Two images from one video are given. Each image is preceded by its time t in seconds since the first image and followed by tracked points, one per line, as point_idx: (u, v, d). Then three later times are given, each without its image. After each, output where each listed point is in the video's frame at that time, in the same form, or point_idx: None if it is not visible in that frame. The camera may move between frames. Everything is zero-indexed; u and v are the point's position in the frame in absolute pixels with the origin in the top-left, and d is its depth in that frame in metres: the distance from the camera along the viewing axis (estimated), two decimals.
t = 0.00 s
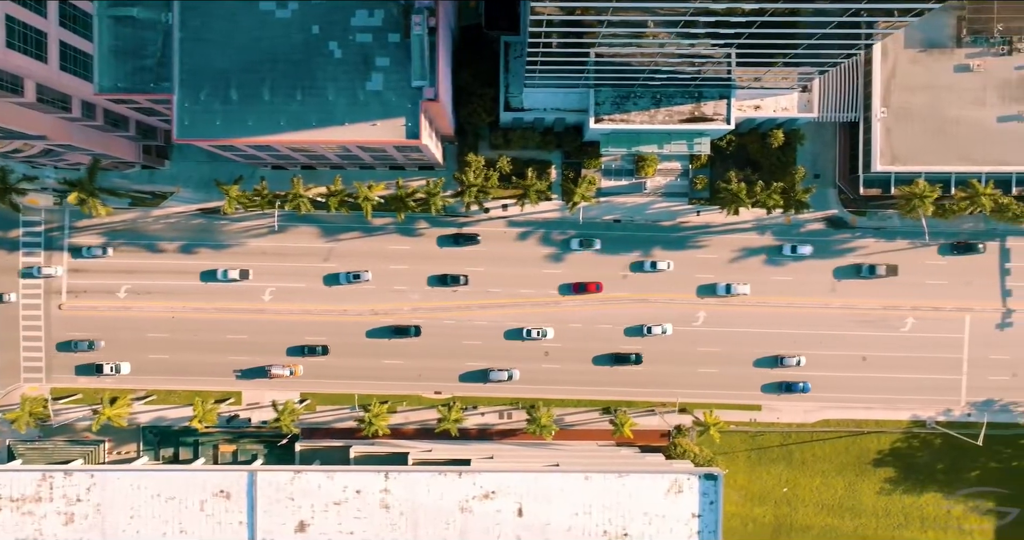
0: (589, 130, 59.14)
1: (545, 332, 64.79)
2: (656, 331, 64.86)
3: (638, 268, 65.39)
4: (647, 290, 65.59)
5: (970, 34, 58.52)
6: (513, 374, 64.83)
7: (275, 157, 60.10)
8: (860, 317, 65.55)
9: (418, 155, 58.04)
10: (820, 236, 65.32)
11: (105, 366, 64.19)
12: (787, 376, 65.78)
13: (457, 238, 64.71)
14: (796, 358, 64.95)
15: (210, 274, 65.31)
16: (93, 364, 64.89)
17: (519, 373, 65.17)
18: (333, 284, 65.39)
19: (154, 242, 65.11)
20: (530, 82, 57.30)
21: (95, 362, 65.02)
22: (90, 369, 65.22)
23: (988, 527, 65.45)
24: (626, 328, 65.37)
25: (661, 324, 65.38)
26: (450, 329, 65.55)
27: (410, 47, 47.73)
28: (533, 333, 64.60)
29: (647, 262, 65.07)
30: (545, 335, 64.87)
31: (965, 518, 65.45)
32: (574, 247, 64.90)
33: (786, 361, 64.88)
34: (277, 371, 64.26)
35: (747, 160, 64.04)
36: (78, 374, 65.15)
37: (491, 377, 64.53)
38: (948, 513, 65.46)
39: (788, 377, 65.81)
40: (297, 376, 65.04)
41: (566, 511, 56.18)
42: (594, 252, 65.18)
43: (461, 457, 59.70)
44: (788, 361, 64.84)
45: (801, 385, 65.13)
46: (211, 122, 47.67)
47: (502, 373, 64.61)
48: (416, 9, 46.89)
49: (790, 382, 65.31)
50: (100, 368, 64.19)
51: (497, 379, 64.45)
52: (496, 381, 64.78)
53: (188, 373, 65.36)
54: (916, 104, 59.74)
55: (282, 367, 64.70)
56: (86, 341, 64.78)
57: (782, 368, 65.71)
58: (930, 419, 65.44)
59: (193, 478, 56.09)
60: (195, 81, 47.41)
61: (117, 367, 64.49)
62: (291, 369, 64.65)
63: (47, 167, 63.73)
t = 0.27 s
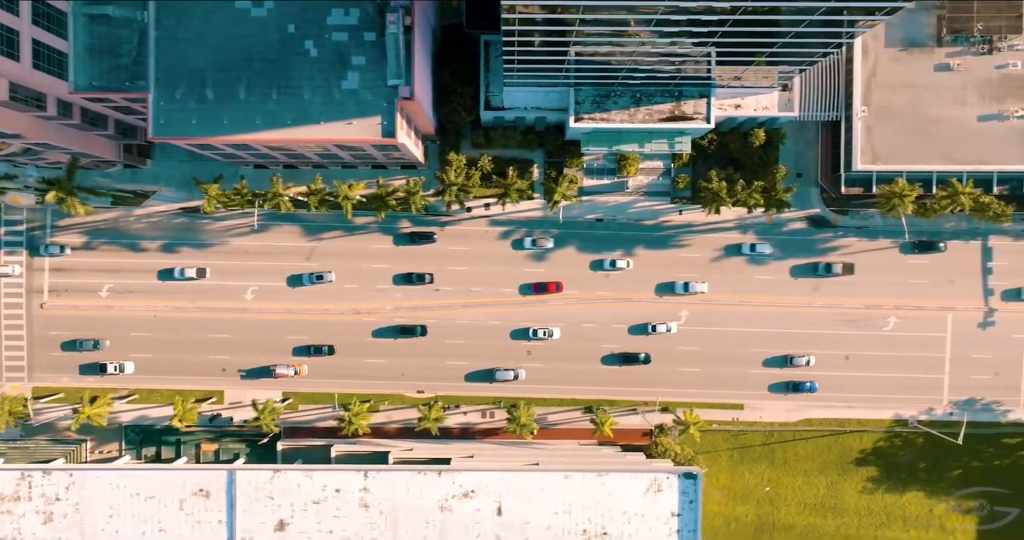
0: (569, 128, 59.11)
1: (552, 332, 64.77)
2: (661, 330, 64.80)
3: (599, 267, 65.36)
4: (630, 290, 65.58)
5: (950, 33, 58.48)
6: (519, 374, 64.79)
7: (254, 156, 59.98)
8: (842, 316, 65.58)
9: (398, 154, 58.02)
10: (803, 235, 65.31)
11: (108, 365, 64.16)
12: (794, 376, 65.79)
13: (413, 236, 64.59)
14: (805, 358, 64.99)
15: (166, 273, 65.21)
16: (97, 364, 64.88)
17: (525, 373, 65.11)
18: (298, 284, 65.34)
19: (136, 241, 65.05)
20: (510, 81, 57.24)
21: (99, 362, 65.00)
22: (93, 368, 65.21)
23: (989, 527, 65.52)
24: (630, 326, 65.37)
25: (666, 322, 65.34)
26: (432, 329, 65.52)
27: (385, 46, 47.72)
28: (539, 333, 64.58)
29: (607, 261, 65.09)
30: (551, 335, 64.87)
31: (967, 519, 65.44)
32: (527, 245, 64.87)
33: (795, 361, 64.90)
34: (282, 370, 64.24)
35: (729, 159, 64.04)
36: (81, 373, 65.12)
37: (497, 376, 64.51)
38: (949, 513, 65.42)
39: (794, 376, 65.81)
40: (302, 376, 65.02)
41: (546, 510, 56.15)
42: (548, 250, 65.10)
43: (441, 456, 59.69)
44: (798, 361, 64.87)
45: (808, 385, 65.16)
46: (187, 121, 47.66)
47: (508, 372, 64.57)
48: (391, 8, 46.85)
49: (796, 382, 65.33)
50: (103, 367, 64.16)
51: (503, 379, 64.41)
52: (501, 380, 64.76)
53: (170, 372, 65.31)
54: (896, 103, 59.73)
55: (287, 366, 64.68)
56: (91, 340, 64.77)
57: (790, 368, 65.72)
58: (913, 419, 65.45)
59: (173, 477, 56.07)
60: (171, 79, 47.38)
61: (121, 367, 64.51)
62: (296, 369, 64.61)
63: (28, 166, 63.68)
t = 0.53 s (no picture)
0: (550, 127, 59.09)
1: (558, 332, 64.77)
2: (666, 328, 64.83)
3: (559, 265, 65.36)
4: (612, 289, 65.57)
5: (930, 33, 58.48)
6: (525, 373, 64.82)
7: (234, 155, 59.94)
8: (824, 315, 65.61)
9: (377, 153, 57.98)
10: (785, 235, 65.28)
11: (113, 365, 64.29)
12: (802, 375, 65.80)
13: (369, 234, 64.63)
14: (814, 358, 65.01)
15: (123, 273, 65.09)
16: (101, 363, 65.01)
17: (530, 373, 65.13)
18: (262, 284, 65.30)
19: (118, 240, 64.96)
20: (490, 80, 57.20)
21: (103, 362, 65.08)
22: (98, 368, 65.27)
23: (990, 527, 65.76)
24: (634, 325, 65.40)
25: (670, 320, 65.35)
26: (414, 328, 65.51)
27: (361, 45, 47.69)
28: (546, 333, 64.60)
29: (567, 259, 65.14)
30: (558, 335, 64.85)
31: (967, 519, 65.62)
32: (480, 245, 64.88)
33: (804, 360, 64.91)
34: (287, 370, 64.27)
35: (711, 159, 64.02)
36: (85, 372, 65.20)
37: (503, 376, 64.52)
38: (950, 514, 65.49)
39: (802, 376, 65.82)
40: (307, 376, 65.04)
41: (525, 508, 56.14)
42: (501, 249, 65.08)
43: (422, 455, 59.70)
44: (807, 360, 64.89)
45: (815, 385, 65.17)
46: (162, 119, 47.59)
47: (514, 372, 64.58)
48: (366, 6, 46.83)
49: (803, 381, 65.36)
50: (108, 366, 64.32)
51: (509, 378, 64.43)
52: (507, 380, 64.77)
53: (152, 371, 65.28)
54: (877, 102, 59.71)
55: (292, 366, 64.70)
56: (96, 340, 64.90)
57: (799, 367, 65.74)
58: (895, 418, 65.45)
59: (152, 477, 56.02)
60: (146, 78, 47.31)
61: (126, 366, 64.66)
62: (301, 368, 64.62)
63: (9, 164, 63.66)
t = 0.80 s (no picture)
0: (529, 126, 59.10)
1: (565, 332, 64.76)
2: (669, 327, 64.83)
3: (517, 264, 65.25)
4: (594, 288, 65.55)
5: (910, 32, 58.44)
6: (531, 373, 64.82)
7: (215, 154, 59.93)
8: (807, 315, 65.57)
9: (357, 152, 57.98)
10: (768, 234, 65.27)
11: (117, 364, 64.27)
12: (810, 375, 65.76)
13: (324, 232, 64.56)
14: (824, 357, 64.99)
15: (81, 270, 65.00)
16: (106, 362, 64.95)
17: (537, 372, 65.15)
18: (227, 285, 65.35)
19: (100, 239, 64.91)
20: (469, 79, 57.20)
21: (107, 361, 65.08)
22: (102, 368, 65.24)
23: (990, 527, 65.74)
24: (639, 324, 65.37)
25: (673, 319, 65.37)
26: (397, 327, 65.49)
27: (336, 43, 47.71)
28: (552, 333, 64.57)
29: (526, 257, 64.97)
30: (564, 335, 64.83)
31: (968, 519, 65.61)
32: (433, 244, 64.84)
33: (814, 360, 64.87)
34: (292, 370, 64.24)
35: (693, 158, 63.99)
36: (90, 371, 65.18)
37: (509, 375, 64.51)
38: (950, 514, 65.54)
39: (810, 375, 65.79)
40: (311, 375, 65.04)
41: (505, 507, 56.16)
42: (453, 248, 65.05)
43: (402, 454, 59.71)
44: (817, 359, 64.83)
45: (822, 384, 65.15)
46: (138, 118, 47.57)
47: (520, 371, 64.55)
48: (341, 5, 46.85)
49: (811, 381, 65.33)
50: (112, 365, 64.27)
51: (516, 378, 64.43)
52: (514, 380, 64.76)
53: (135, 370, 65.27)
54: (857, 100, 59.68)
55: (297, 366, 64.69)
56: (102, 339, 64.95)
57: (808, 367, 65.72)
58: (878, 417, 65.43)
59: (131, 476, 56.01)
60: (122, 77, 47.32)
61: (129, 366, 64.59)
62: (306, 368, 64.60)
63: None
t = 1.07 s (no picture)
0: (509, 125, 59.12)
1: (572, 333, 64.83)
2: (671, 325, 64.91)
3: (478, 262, 65.17)
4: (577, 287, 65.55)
5: (890, 31, 58.49)
6: (537, 373, 64.79)
7: (195, 152, 59.92)
8: (790, 314, 65.55)
9: (337, 151, 58.01)
10: (749, 233, 65.29)
11: (121, 363, 64.27)
12: (818, 375, 65.67)
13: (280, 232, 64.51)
14: (834, 357, 64.91)
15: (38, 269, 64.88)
16: (110, 362, 64.95)
17: (542, 372, 65.13)
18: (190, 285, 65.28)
19: (82, 238, 64.85)
20: (449, 78, 57.18)
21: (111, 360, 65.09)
22: (106, 367, 65.23)
23: (991, 528, 65.66)
24: (641, 321, 65.38)
25: (676, 317, 65.46)
26: (379, 326, 65.47)
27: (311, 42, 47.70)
28: (559, 333, 64.65)
29: (486, 255, 64.90)
30: (570, 335, 64.91)
31: (967, 519, 65.60)
32: (383, 244, 64.79)
33: (823, 360, 64.77)
34: (296, 370, 64.23)
35: (675, 157, 64.01)
36: (95, 371, 65.20)
37: (515, 375, 64.50)
38: (948, 514, 65.57)
39: (818, 375, 65.72)
40: (317, 375, 65.04)
41: (484, 506, 56.15)
42: (402, 248, 64.97)
43: (383, 453, 59.72)
44: (826, 359, 64.76)
45: (830, 383, 65.03)
46: (113, 117, 47.54)
47: (526, 371, 64.53)
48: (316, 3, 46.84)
49: (818, 380, 65.26)
50: (116, 365, 64.28)
51: (521, 378, 64.44)
52: (520, 379, 64.76)
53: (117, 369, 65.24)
54: (838, 100, 59.68)
55: (301, 365, 64.65)
56: (107, 339, 64.93)
57: (817, 367, 65.64)
58: (860, 416, 65.43)
59: (110, 475, 55.98)
60: (97, 75, 47.27)
61: (134, 365, 64.58)
62: (311, 367, 64.61)
63: None
